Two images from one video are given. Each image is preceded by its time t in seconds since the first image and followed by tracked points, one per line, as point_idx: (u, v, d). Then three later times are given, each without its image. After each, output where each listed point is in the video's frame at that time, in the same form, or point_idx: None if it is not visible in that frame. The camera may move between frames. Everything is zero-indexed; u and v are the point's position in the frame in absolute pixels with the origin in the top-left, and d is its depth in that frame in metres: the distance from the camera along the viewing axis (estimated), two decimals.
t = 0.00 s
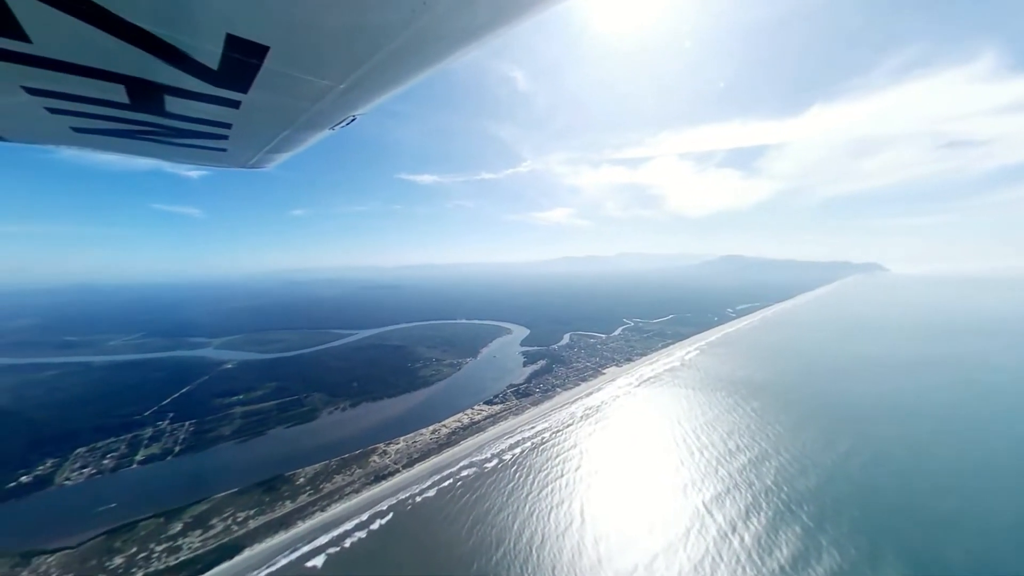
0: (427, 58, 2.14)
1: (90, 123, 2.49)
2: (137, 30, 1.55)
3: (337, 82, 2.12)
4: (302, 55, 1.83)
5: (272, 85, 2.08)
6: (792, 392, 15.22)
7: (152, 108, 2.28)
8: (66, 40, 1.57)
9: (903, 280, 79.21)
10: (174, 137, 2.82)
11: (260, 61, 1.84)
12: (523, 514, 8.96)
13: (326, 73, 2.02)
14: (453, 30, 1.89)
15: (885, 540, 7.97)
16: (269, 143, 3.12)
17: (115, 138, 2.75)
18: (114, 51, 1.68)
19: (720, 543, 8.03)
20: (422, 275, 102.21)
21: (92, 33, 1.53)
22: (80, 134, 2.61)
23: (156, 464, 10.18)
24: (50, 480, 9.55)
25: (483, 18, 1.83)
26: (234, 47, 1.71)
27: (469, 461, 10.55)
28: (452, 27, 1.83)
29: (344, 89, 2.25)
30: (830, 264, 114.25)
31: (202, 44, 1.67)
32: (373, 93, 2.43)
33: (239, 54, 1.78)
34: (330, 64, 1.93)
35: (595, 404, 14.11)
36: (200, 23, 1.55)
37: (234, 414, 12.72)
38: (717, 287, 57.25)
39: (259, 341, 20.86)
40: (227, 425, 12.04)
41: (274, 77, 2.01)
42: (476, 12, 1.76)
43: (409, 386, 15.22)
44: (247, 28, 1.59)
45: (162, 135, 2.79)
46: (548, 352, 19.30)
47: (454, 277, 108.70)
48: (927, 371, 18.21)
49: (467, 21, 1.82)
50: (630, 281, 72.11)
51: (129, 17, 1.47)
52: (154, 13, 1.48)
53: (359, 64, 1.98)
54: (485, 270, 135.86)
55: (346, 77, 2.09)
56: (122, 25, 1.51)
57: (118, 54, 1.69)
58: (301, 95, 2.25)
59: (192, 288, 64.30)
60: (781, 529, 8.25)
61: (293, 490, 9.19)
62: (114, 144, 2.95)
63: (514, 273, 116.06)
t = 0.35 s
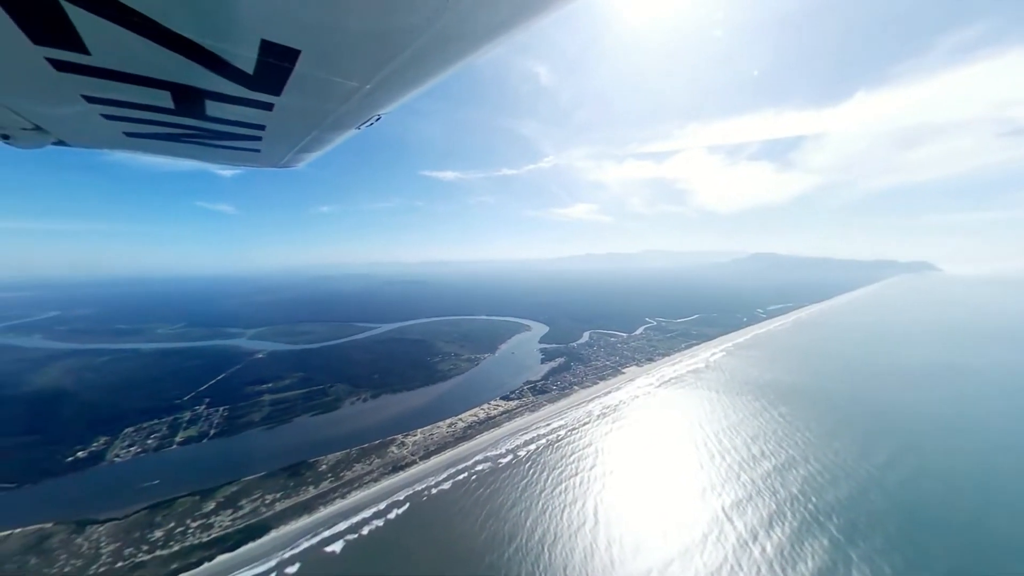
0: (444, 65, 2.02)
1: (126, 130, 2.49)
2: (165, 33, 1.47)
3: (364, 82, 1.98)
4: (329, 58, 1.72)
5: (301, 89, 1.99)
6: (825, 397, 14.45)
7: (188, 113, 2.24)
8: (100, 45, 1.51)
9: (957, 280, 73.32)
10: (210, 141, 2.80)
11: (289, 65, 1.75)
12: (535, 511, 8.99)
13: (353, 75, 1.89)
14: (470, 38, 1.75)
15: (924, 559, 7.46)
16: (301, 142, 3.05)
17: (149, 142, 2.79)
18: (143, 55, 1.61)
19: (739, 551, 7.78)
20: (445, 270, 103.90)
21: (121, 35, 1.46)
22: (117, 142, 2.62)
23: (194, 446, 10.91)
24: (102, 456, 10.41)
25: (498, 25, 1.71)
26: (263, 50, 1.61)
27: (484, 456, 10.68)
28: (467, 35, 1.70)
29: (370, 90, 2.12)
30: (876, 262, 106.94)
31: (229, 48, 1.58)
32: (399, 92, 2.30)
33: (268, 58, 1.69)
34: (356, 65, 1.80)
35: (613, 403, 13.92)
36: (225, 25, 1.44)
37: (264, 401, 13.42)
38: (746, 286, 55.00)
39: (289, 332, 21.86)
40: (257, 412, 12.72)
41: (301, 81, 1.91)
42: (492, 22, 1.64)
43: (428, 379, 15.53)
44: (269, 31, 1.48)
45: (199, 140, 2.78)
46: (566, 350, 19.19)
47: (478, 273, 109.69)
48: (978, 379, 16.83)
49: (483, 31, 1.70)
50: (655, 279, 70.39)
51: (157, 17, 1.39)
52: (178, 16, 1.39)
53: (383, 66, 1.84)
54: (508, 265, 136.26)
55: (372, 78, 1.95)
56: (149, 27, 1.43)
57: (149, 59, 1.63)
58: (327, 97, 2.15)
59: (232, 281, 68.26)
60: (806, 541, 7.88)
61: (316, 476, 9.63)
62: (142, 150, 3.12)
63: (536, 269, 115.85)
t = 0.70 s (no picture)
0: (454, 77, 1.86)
1: (152, 138, 2.29)
2: (168, 28, 1.20)
3: (388, 82, 1.63)
4: (349, 56, 1.41)
5: (327, 92, 1.69)
6: (859, 405, 13.64)
7: (213, 119, 1.95)
8: (95, 46, 1.25)
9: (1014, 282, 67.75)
10: (242, 145, 2.50)
11: (313, 65, 1.47)
12: (548, 511, 8.96)
13: (377, 73, 1.55)
14: (480, 52, 1.57)
15: None
16: (333, 146, 2.71)
17: (175, 151, 2.70)
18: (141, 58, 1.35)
19: (758, 563, 7.50)
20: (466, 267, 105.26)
21: (116, 30, 1.19)
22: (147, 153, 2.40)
23: (224, 434, 11.49)
24: (142, 441, 11.14)
25: (512, 36, 1.53)
26: (285, 51, 1.34)
27: (498, 454, 10.73)
28: (478, 50, 1.52)
29: (393, 91, 1.77)
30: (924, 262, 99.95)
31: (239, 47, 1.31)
32: (427, 91, 1.93)
33: (290, 59, 1.41)
34: (379, 62, 1.46)
35: (630, 404, 13.67)
36: (237, 17, 1.17)
37: (289, 393, 13.98)
38: (776, 285, 52.80)
39: (315, 327, 22.69)
40: (282, 403, 13.26)
41: (324, 82, 1.60)
42: (506, 34, 1.45)
43: (445, 376, 15.73)
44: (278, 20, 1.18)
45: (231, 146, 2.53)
46: (584, 350, 19.00)
47: (499, 270, 110.44)
48: None
49: (496, 44, 1.51)
50: (679, 277, 68.66)
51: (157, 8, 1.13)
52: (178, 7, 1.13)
53: (408, 65, 1.51)
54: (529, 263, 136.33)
55: (395, 77, 1.59)
56: (149, 20, 1.17)
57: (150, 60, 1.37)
58: (348, 97, 1.79)
59: (265, 277, 71.76)
60: (833, 557, 7.49)
61: (335, 467, 9.96)
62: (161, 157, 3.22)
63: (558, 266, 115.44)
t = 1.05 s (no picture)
0: (471, 78, 1.81)
1: (200, 147, 2.34)
2: (205, 33, 1.18)
3: (413, 82, 1.56)
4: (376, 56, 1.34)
5: (355, 94, 1.65)
6: (904, 416, 12.67)
7: (252, 121, 1.95)
8: (144, 54, 1.25)
9: None
10: (277, 146, 2.47)
11: (342, 66, 1.42)
12: (563, 511, 8.90)
13: (403, 74, 1.48)
14: (492, 56, 1.52)
15: None
16: (361, 145, 2.64)
17: (212, 154, 2.77)
18: (183, 64, 1.34)
19: None
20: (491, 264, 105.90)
21: (159, 36, 1.18)
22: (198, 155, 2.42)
23: (257, 421, 12.18)
24: (185, 425, 11.97)
25: (519, 44, 1.47)
26: (314, 52, 1.29)
27: (515, 451, 10.76)
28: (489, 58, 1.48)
29: (420, 90, 1.69)
30: (990, 260, 91.04)
31: (271, 50, 1.27)
32: (453, 89, 1.84)
33: (321, 62, 1.37)
34: (406, 62, 1.39)
35: (652, 406, 13.30)
36: (271, 18, 1.12)
37: (317, 385, 14.62)
38: (814, 286, 49.83)
39: (342, 321, 23.56)
40: (311, 394, 13.88)
41: (352, 83, 1.55)
42: (515, 39, 1.40)
43: (465, 372, 15.94)
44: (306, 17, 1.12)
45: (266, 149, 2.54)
46: (605, 349, 18.68)
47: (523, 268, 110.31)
48: None
49: (510, 48, 1.45)
50: (710, 276, 66.05)
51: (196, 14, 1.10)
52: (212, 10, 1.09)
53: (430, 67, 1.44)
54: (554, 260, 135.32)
55: (418, 77, 1.52)
56: (186, 24, 1.14)
57: (189, 65, 1.35)
58: (373, 98, 1.73)
59: (300, 273, 75.09)
60: None
61: (357, 458, 10.33)
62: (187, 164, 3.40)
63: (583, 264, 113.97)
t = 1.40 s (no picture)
0: (494, 74, 1.72)
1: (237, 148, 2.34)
2: (240, 39, 1.13)
3: (437, 81, 1.49)
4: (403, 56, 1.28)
5: (382, 95, 1.59)
6: (949, 427, 11.78)
7: (284, 122, 1.89)
8: (187, 58, 1.20)
9: None
10: (309, 147, 2.43)
11: (369, 67, 1.36)
12: (577, 510, 8.85)
13: (428, 72, 1.41)
14: (508, 58, 1.46)
15: None
16: (387, 145, 2.60)
17: (247, 155, 2.77)
18: (223, 69, 1.30)
19: None
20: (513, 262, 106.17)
21: (198, 42, 1.13)
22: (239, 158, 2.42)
23: (284, 410, 12.78)
24: (219, 412, 12.72)
25: (527, 51, 1.41)
26: (342, 52, 1.24)
27: (530, 449, 10.80)
28: (503, 60, 1.41)
29: (443, 88, 1.61)
30: None
31: (303, 53, 1.22)
32: (476, 85, 1.74)
33: (349, 63, 1.31)
34: (430, 61, 1.32)
35: (672, 408, 12.98)
36: (302, 22, 1.07)
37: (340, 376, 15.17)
38: (853, 286, 47.01)
39: (366, 316, 24.28)
40: (334, 385, 14.42)
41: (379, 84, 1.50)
42: (526, 42, 1.33)
43: (483, 368, 16.10)
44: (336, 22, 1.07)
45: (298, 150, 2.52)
46: (624, 349, 18.37)
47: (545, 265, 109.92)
48: None
49: (530, 46, 1.38)
50: (739, 276, 63.58)
51: (230, 20, 1.04)
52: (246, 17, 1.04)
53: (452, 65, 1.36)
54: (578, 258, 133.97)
55: (442, 76, 1.45)
56: (222, 31, 1.09)
57: (228, 70, 1.31)
58: (397, 99, 1.67)
59: (329, 269, 77.87)
60: None
61: (376, 449, 10.67)
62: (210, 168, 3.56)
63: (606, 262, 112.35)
